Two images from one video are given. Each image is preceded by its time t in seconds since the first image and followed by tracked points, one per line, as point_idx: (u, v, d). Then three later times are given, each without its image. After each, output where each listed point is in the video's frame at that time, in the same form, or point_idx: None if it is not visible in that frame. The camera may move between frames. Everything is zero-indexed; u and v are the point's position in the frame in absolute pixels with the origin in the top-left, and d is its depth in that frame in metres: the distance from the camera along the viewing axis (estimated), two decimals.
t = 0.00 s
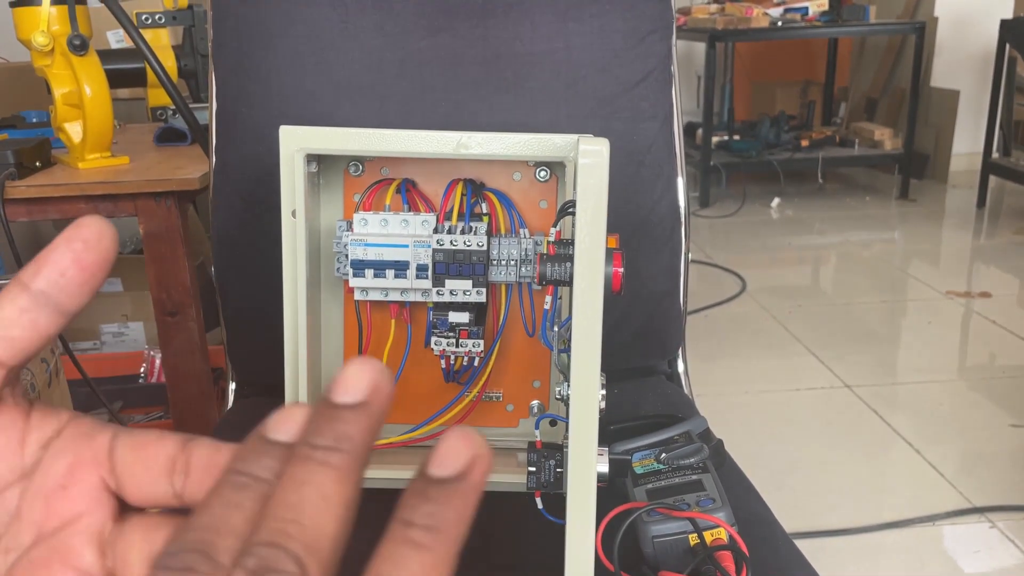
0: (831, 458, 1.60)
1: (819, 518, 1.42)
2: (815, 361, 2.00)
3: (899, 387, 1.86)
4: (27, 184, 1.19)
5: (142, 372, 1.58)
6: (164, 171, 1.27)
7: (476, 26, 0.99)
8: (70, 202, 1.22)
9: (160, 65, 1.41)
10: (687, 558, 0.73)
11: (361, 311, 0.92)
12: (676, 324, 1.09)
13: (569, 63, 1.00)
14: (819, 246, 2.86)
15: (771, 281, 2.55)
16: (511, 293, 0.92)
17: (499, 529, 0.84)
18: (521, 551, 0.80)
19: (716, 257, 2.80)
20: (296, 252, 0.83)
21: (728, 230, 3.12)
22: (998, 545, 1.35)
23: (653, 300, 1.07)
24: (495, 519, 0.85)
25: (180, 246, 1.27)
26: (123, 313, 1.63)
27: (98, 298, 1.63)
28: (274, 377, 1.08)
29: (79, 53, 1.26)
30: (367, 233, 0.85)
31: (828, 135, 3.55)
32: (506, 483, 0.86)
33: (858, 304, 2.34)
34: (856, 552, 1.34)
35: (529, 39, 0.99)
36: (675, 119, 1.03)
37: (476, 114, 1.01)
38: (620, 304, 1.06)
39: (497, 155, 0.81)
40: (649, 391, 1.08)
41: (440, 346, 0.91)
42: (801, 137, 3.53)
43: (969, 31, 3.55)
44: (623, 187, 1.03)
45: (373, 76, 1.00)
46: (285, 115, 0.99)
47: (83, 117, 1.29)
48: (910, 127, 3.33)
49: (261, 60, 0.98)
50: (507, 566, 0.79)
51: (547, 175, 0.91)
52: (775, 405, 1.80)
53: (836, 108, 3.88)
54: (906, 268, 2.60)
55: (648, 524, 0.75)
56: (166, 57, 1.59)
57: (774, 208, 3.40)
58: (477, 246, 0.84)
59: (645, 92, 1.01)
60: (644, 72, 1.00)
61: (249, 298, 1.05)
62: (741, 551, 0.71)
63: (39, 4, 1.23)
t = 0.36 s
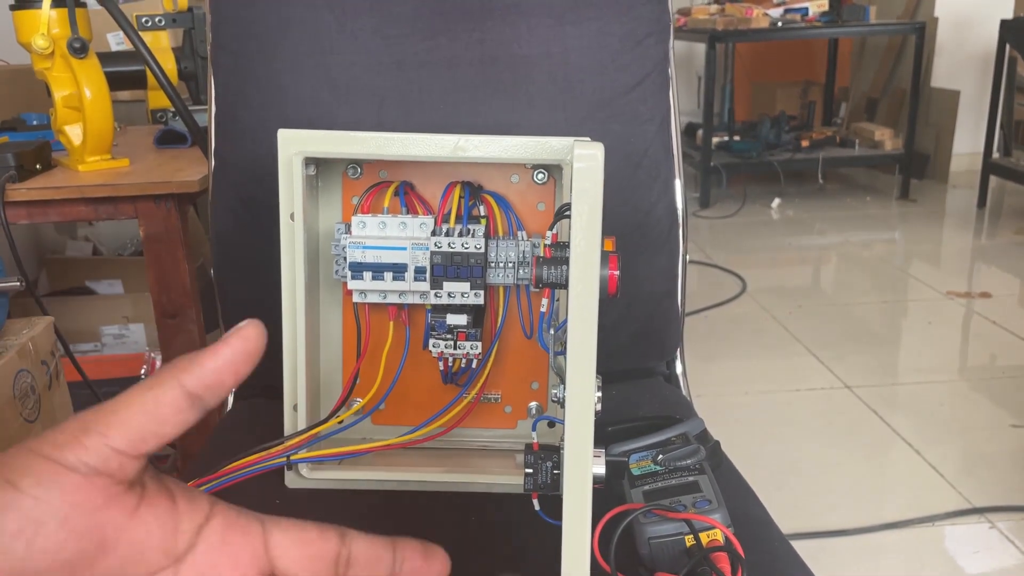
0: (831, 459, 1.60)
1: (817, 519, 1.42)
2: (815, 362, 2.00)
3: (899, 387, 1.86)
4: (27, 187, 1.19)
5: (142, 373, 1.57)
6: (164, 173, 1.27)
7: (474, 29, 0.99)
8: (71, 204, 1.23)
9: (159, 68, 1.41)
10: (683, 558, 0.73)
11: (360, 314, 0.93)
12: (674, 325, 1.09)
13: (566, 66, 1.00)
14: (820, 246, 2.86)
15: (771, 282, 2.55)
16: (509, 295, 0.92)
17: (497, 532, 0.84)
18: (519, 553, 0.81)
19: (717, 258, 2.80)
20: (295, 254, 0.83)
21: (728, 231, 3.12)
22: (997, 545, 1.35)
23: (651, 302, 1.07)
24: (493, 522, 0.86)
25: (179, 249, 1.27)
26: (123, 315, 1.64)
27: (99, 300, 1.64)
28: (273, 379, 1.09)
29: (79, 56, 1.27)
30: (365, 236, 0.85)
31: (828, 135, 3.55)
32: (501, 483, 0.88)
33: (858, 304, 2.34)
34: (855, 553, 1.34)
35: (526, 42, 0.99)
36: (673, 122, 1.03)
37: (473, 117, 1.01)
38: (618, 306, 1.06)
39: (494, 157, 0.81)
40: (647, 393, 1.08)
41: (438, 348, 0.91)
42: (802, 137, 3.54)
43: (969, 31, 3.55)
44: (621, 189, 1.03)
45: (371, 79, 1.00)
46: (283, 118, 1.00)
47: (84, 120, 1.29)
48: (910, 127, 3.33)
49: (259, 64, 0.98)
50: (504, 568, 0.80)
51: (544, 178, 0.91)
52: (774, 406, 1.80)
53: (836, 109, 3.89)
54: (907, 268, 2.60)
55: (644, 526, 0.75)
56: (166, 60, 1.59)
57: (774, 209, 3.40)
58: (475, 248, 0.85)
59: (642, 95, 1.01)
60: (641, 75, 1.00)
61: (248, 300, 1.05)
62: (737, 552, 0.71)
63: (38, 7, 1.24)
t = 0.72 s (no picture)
0: (830, 460, 1.60)
1: (815, 520, 1.43)
2: (814, 363, 2.00)
3: (898, 389, 1.86)
4: (29, 191, 1.20)
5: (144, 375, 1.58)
6: (164, 176, 1.28)
7: (471, 34, 1.00)
8: (72, 207, 1.23)
9: (159, 71, 1.42)
10: (677, 559, 0.74)
11: (358, 317, 0.93)
12: (671, 327, 1.10)
13: (563, 70, 1.01)
14: (820, 248, 2.87)
15: (770, 283, 2.56)
16: (506, 297, 0.93)
17: (494, 533, 0.85)
18: (516, 554, 0.82)
19: (717, 260, 2.80)
20: (293, 257, 0.84)
21: (728, 232, 3.12)
22: (996, 546, 1.36)
23: (648, 305, 1.08)
24: (490, 523, 0.86)
25: (180, 252, 1.28)
26: (124, 316, 1.65)
27: (100, 302, 1.64)
28: (273, 381, 1.09)
29: (80, 60, 1.27)
30: (363, 239, 0.86)
31: (828, 137, 3.56)
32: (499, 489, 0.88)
33: (857, 306, 2.34)
34: (854, 554, 1.34)
35: (523, 46, 1.00)
36: (669, 125, 1.04)
37: (471, 121, 1.02)
38: (615, 309, 1.07)
39: (491, 161, 0.81)
40: (644, 395, 1.09)
41: (435, 350, 0.92)
42: (802, 139, 3.54)
43: (969, 32, 3.56)
44: (617, 192, 1.04)
45: (369, 83, 1.01)
46: (282, 122, 1.00)
47: (84, 123, 1.30)
48: (910, 129, 3.33)
49: (258, 68, 0.99)
50: (501, 569, 0.80)
51: (541, 181, 0.92)
52: (774, 407, 1.81)
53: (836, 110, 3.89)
54: (907, 269, 2.61)
55: (639, 526, 0.76)
56: (166, 63, 1.61)
57: (775, 210, 3.41)
58: (472, 251, 0.85)
59: (638, 99, 1.02)
60: (637, 79, 1.01)
61: (247, 302, 1.06)
62: (730, 553, 0.71)
63: (40, 11, 1.24)
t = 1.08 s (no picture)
0: (829, 464, 1.60)
1: (814, 525, 1.43)
2: (814, 367, 2.01)
3: (898, 393, 1.86)
4: (31, 197, 1.21)
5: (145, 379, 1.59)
6: (166, 182, 1.29)
7: (471, 43, 1.00)
8: (74, 213, 1.24)
9: (161, 77, 1.42)
10: (673, 567, 0.75)
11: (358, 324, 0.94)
12: (671, 334, 1.10)
13: (563, 78, 1.01)
14: (820, 251, 2.87)
15: (771, 286, 2.56)
16: (505, 305, 0.93)
17: (493, 541, 0.85)
18: (515, 562, 0.82)
19: (717, 263, 2.80)
20: (293, 265, 0.84)
21: (728, 235, 3.12)
22: (995, 550, 1.36)
23: (647, 312, 1.08)
24: (489, 531, 0.87)
25: (181, 258, 1.29)
26: (126, 320, 1.65)
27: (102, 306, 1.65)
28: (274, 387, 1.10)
29: (82, 66, 1.28)
30: (363, 247, 0.86)
31: (829, 139, 3.56)
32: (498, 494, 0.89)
33: (857, 309, 2.34)
34: (853, 559, 1.34)
35: (523, 55, 1.00)
36: (668, 133, 1.04)
37: (471, 129, 1.02)
38: (615, 315, 1.07)
39: (490, 171, 0.82)
40: (643, 401, 1.09)
41: (434, 359, 0.92)
42: (802, 142, 3.54)
43: (969, 36, 3.56)
44: (617, 199, 1.04)
45: (370, 92, 1.01)
46: (283, 130, 1.01)
47: (87, 129, 1.31)
48: (911, 132, 3.33)
49: (259, 77, 1.00)
50: None
51: (540, 189, 0.92)
52: (774, 411, 1.81)
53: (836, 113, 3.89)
54: (908, 272, 2.61)
55: (636, 535, 0.76)
56: (168, 69, 1.61)
57: (775, 213, 3.41)
58: (471, 260, 0.86)
59: (637, 107, 1.02)
60: (636, 87, 1.02)
61: (248, 309, 1.06)
62: (726, 562, 0.72)
63: (42, 18, 1.25)
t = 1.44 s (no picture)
0: (832, 466, 1.60)
1: (817, 526, 1.43)
2: (816, 368, 2.00)
3: (900, 394, 1.86)
4: (34, 198, 1.21)
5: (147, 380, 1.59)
6: (169, 183, 1.29)
7: (475, 43, 1.00)
8: (77, 214, 1.24)
9: (164, 78, 1.42)
10: (676, 568, 0.75)
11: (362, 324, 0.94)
12: (674, 334, 1.10)
13: (566, 78, 1.01)
14: (822, 253, 2.86)
15: (773, 288, 2.55)
16: (509, 305, 0.93)
17: (496, 541, 0.85)
18: (518, 562, 0.82)
19: (719, 264, 2.80)
20: (297, 264, 0.84)
21: (730, 237, 3.12)
22: (998, 551, 1.35)
23: (651, 312, 1.08)
24: (493, 531, 0.87)
25: (184, 258, 1.29)
26: (128, 321, 1.65)
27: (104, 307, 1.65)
28: (277, 388, 1.10)
29: (84, 67, 1.28)
30: (367, 247, 0.87)
31: (830, 141, 3.56)
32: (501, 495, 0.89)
33: (859, 310, 2.34)
34: (856, 560, 1.34)
35: (527, 55, 1.00)
36: (672, 133, 1.04)
37: (475, 129, 1.02)
38: (618, 316, 1.07)
39: (495, 171, 0.82)
40: (647, 402, 1.09)
41: (438, 359, 0.92)
42: (804, 143, 3.54)
43: (971, 37, 3.56)
44: (620, 200, 1.04)
45: (374, 92, 1.01)
46: (287, 130, 1.01)
47: (89, 130, 1.31)
48: (913, 133, 3.33)
49: (263, 77, 1.00)
50: None
51: (544, 190, 0.92)
52: (776, 412, 1.81)
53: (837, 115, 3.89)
54: (909, 274, 2.61)
55: (640, 536, 0.76)
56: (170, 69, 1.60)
57: (777, 215, 3.41)
58: (475, 260, 0.86)
59: (642, 107, 1.02)
60: (640, 88, 1.02)
61: (251, 309, 1.06)
62: (730, 563, 0.72)
63: (46, 19, 1.25)
